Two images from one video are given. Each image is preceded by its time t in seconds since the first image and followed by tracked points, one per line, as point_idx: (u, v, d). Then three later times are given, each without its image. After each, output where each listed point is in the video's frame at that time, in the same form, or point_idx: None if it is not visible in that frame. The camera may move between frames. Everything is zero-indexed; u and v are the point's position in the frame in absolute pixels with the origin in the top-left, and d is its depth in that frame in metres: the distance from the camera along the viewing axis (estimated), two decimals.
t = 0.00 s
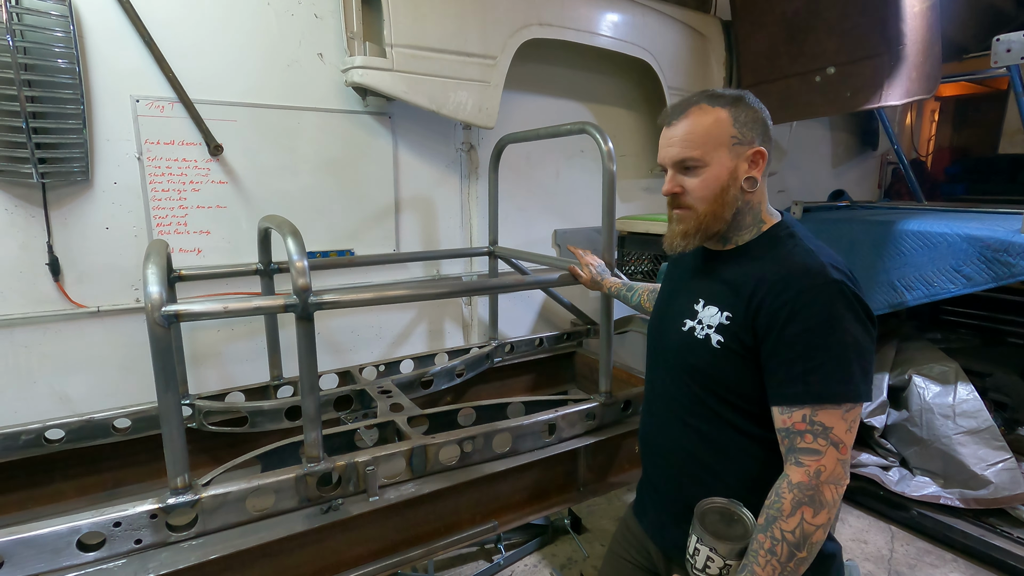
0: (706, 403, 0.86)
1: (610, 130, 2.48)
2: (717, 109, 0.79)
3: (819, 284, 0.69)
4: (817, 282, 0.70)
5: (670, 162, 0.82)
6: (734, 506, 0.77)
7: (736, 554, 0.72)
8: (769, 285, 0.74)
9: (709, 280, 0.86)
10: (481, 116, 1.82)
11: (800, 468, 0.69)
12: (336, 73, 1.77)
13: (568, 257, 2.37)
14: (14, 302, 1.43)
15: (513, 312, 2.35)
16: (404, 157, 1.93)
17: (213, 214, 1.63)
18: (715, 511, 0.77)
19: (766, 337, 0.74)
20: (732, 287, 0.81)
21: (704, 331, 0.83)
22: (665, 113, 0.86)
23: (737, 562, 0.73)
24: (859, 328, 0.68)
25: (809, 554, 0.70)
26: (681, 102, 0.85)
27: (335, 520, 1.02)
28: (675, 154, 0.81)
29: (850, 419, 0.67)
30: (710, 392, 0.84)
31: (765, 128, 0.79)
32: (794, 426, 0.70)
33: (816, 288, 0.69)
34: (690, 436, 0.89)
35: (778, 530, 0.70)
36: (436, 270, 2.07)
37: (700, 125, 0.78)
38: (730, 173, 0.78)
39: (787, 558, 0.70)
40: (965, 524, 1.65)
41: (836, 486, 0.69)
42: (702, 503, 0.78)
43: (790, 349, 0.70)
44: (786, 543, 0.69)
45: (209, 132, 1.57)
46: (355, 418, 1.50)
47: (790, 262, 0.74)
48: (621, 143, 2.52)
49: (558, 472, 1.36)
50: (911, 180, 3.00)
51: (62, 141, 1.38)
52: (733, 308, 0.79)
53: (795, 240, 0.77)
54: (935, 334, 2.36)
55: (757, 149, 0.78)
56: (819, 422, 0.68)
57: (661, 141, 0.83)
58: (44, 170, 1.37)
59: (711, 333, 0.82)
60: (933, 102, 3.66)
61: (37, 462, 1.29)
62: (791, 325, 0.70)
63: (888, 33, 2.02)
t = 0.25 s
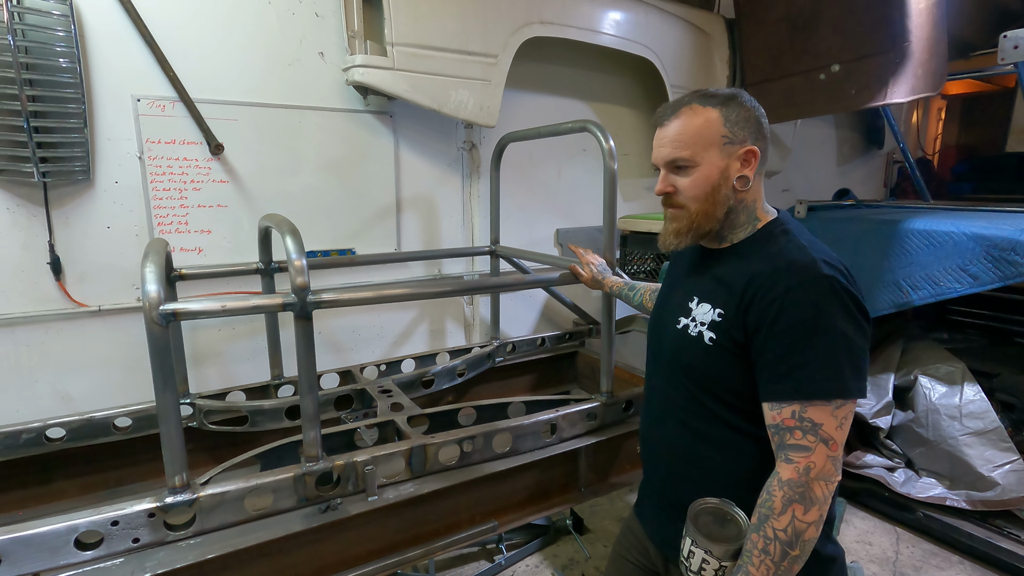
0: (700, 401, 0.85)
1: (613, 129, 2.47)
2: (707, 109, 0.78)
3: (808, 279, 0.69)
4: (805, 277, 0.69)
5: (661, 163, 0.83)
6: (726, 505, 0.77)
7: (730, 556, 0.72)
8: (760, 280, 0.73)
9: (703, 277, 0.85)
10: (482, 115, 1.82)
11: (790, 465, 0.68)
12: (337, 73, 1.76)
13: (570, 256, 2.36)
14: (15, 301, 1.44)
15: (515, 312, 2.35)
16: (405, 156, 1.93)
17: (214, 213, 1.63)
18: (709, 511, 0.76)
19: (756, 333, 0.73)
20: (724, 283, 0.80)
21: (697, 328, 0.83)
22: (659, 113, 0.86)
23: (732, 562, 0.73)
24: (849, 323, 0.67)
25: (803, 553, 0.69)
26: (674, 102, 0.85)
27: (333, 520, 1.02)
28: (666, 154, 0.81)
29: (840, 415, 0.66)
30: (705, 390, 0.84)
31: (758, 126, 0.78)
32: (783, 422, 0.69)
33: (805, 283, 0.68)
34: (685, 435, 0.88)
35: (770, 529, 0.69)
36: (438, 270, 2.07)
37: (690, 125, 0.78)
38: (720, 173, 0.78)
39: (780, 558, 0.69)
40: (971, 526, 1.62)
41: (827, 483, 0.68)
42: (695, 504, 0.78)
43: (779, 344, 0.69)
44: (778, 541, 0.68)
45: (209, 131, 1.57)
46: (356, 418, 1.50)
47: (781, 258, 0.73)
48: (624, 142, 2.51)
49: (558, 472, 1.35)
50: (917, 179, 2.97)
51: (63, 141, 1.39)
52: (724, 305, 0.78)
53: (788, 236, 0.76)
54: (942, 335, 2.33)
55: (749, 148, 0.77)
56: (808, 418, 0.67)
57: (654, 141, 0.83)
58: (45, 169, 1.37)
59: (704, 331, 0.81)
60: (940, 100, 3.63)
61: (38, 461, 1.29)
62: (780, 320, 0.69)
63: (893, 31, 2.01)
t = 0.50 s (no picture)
0: (695, 402, 0.84)
1: (612, 127, 2.45)
2: (705, 109, 0.77)
3: (802, 279, 0.68)
4: (799, 278, 0.68)
5: (657, 162, 0.81)
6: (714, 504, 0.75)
7: (721, 557, 0.71)
8: (754, 280, 0.73)
9: (698, 276, 0.84)
10: (480, 113, 1.81)
11: (784, 467, 0.67)
12: (334, 71, 1.76)
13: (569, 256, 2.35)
14: (11, 301, 1.43)
15: (514, 311, 2.34)
16: (403, 155, 1.92)
17: (210, 212, 1.62)
18: (698, 512, 0.75)
19: (749, 333, 0.72)
20: (719, 283, 0.79)
21: (691, 328, 0.82)
22: (657, 110, 0.85)
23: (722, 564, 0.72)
24: (842, 324, 0.66)
25: (796, 554, 0.69)
26: (673, 99, 0.83)
27: (327, 521, 1.01)
28: (662, 153, 0.80)
29: (834, 417, 0.66)
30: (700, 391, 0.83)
31: (757, 127, 0.77)
32: (776, 424, 0.68)
33: (799, 283, 0.67)
34: (680, 436, 0.88)
35: (764, 532, 0.68)
36: (436, 269, 2.06)
37: (686, 125, 0.77)
38: (715, 174, 0.77)
39: (774, 560, 0.68)
40: (973, 527, 1.61)
41: (820, 486, 0.67)
42: (685, 504, 0.76)
43: (772, 345, 0.68)
44: (772, 545, 0.68)
45: (206, 130, 1.56)
46: (353, 418, 1.49)
47: (775, 257, 0.72)
48: (623, 141, 2.49)
49: (556, 473, 1.34)
50: (920, 178, 2.95)
51: (59, 140, 1.38)
52: (719, 305, 0.78)
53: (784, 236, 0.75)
54: (944, 334, 2.31)
55: (746, 150, 0.76)
56: (801, 419, 0.66)
57: (651, 140, 0.82)
58: (41, 168, 1.37)
59: (698, 330, 0.80)
60: (943, 98, 3.60)
61: (33, 461, 1.29)
62: (773, 321, 0.68)
63: (895, 29, 2.00)
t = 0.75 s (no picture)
0: (681, 401, 0.84)
1: (609, 127, 2.45)
2: (694, 109, 0.76)
3: (785, 278, 0.68)
4: (781, 277, 0.68)
5: (644, 160, 0.81)
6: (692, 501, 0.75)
7: (693, 553, 0.69)
8: (737, 279, 0.72)
9: (684, 275, 0.84)
10: (474, 113, 1.81)
11: (764, 465, 0.67)
12: (328, 71, 1.76)
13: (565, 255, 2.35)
14: (5, 300, 1.44)
15: (510, 311, 2.34)
16: (398, 155, 1.92)
17: (204, 212, 1.63)
18: (675, 507, 0.74)
19: (731, 333, 0.72)
20: (703, 282, 0.79)
21: (675, 327, 0.82)
22: (646, 108, 0.84)
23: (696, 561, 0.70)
24: (824, 324, 0.66)
25: (771, 554, 0.68)
26: (663, 97, 0.82)
27: (316, 520, 1.01)
28: (649, 152, 0.79)
29: (814, 416, 0.66)
30: (685, 390, 0.83)
31: (745, 129, 0.77)
32: (758, 421, 0.67)
33: (783, 283, 0.67)
34: (666, 435, 0.88)
35: (740, 528, 0.67)
36: (431, 269, 2.06)
37: (674, 125, 0.76)
38: (702, 176, 0.77)
39: (748, 558, 0.67)
40: (970, 528, 1.62)
41: (800, 485, 0.67)
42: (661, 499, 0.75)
43: (754, 344, 0.67)
44: (748, 542, 0.67)
45: (199, 130, 1.57)
46: (346, 417, 1.49)
47: (758, 257, 0.72)
48: (620, 140, 2.49)
49: (548, 473, 1.34)
50: (919, 177, 2.93)
51: (52, 140, 1.39)
52: (703, 304, 0.77)
53: (770, 235, 0.75)
54: (942, 334, 2.30)
55: (733, 152, 0.76)
56: (782, 418, 0.66)
57: (639, 138, 0.81)
58: (34, 168, 1.38)
59: (682, 330, 0.80)
60: (943, 97, 3.59)
61: (26, 460, 1.29)
62: (756, 319, 0.68)
63: (892, 27, 1.99)
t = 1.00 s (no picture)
0: (676, 399, 0.84)
1: (608, 124, 2.44)
2: (695, 103, 0.75)
3: (776, 275, 0.67)
4: (773, 274, 0.67)
5: (644, 155, 0.80)
6: (699, 510, 0.78)
7: (686, 555, 0.72)
8: (729, 276, 0.72)
9: (681, 272, 0.84)
10: (472, 110, 1.80)
11: (746, 462, 0.67)
12: (325, 68, 1.75)
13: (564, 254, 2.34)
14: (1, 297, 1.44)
15: (509, 309, 2.33)
16: (396, 152, 1.92)
17: (202, 209, 1.62)
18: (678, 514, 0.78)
19: (723, 330, 0.72)
20: (698, 279, 0.78)
21: (670, 324, 0.81)
22: (647, 101, 0.83)
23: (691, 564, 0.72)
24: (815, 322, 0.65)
25: (756, 555, 0.68)
26: (664, 90, 0.81)
27: (311, 518, 1.01)
28: (649, 147, 0.78)
29: (800, 415, 0.65)
30: (681, 387, 0.82)
31: (746, 125, 0.76)
32: (743, 418, 0.67)
33: (774, 280, 0.67)
34: (661, 433, 0.87)
35: (722, 525, 0.68)
36: (430, 267, 2.06)
37: (674, 119, 0.75)
38: (701, 171, 0.76)
39: (730, 557, 0.68)
40: (971, 528, 1.60)
41: (783, 485, 0.66)
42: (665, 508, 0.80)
43: (742, 340, 0.67)
44: (728, 539, 0.67)
45: (196, 127, 1.56)
46: (343, 415, 1.49)
47: (755, 253, 0.71)
48: (619, 138, 2.48)
49: (545, 471, 1.33)
50: (921, 175, 2.92)
51: (49, 136, 1.39)
52: (697, 301, 0.77)
53: (766, 231, 0.74)
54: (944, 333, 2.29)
55: (733, 148, 0.75)
56: (766, 416, 0.65)
57: (638, 132, 0.80)
58: (30, 165, 1.37)
59: (677, 327, 0.80)
60: (945, 96, 3.57)
61: (22, 457, 1.29)
62: (745, 316, 0.68)
63: (893, 24, 1.97)
